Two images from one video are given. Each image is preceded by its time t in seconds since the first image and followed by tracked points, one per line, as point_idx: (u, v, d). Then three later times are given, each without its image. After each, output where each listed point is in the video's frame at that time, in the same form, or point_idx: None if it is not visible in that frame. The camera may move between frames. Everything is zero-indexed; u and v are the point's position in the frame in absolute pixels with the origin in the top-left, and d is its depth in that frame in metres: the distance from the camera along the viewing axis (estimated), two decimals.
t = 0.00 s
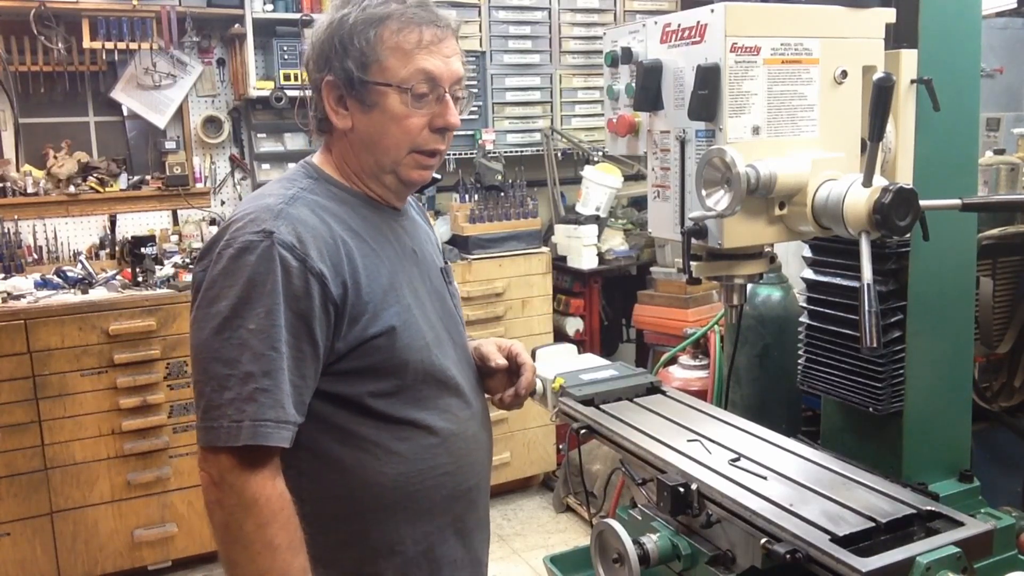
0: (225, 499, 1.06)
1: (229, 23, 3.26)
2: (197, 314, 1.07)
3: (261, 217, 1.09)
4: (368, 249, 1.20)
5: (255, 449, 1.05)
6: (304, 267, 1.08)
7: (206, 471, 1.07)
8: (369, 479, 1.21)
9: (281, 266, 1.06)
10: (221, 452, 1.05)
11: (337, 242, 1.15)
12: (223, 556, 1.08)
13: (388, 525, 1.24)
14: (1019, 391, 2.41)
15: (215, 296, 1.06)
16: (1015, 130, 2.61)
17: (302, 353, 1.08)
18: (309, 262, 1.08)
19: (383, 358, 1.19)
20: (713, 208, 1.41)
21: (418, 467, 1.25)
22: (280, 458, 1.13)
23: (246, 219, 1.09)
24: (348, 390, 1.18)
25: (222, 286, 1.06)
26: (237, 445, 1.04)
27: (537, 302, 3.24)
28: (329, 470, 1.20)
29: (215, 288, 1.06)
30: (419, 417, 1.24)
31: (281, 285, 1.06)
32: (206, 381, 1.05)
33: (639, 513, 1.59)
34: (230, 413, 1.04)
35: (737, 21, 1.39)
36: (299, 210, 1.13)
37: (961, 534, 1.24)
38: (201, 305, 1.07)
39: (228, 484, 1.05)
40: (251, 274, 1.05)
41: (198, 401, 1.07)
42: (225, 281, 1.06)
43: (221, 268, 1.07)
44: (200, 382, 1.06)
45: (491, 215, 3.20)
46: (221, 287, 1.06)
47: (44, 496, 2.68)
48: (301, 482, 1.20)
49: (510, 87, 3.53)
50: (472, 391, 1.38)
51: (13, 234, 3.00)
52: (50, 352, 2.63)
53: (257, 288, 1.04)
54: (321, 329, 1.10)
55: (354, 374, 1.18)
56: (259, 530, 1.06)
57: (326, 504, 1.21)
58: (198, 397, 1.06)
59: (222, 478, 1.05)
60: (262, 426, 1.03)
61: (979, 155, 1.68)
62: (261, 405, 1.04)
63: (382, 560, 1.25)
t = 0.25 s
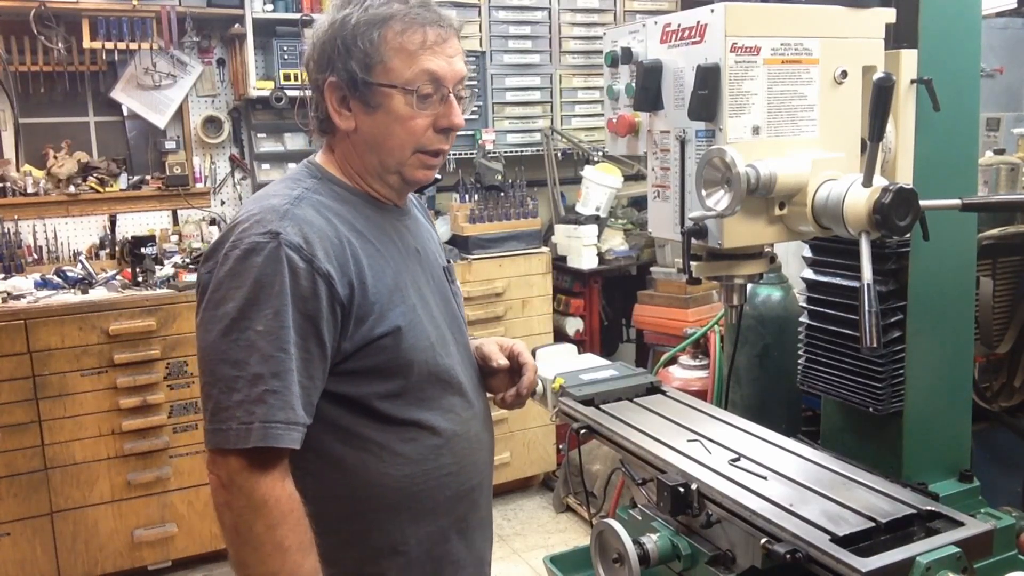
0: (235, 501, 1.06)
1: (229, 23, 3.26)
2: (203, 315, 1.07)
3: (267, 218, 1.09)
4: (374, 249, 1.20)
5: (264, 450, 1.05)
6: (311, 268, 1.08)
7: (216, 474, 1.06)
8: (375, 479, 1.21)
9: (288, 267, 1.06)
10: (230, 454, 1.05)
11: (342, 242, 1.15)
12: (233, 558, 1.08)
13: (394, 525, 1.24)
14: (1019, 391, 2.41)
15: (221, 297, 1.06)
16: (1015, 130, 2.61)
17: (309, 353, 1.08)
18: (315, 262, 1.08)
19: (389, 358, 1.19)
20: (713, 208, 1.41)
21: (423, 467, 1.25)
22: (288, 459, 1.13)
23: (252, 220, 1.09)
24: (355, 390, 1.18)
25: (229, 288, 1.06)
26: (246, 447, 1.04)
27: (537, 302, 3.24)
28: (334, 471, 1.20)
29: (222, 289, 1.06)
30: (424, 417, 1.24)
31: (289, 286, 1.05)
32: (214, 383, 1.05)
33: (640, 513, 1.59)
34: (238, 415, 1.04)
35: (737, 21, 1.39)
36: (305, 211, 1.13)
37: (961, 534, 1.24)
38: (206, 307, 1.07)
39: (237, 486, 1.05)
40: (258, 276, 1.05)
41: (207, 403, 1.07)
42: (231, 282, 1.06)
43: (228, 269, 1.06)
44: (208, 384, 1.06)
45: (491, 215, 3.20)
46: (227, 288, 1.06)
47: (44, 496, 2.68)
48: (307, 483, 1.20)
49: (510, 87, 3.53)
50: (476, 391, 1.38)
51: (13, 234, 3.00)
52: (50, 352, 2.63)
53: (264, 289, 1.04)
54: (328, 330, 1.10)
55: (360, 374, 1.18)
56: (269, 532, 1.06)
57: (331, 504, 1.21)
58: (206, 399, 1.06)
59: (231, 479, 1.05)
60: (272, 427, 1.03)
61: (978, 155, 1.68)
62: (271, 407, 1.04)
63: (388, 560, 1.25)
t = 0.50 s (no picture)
0: (240, 502, 1.06)
1: (229, 23, 3.26)
2: (207, 316, 1.07)
3: (271, 219, 1.09)
4: (377, 249, 1.20)
5: (268, 451, 1.05)
6: (316, 268, 1.08)
7: (221, 475, 1.07)
8: (378, 480, 1.21)
9: (293, 268, 1.06)
10: (234, 455, 1.05)
11: (347, 242, 1.15)
12: (238, 560, 1.08)
13: (397, 526, 1.24)
14: (1019, 391, 2.41)
15: (225, 298, 1.06)
16: (1015, 130, 2.61)
17: (314, 354, 1.08)
18: (320, 263, 1.08)
19: (393, 359, 1.19)
20: (713, 208, 1.41)
21: (426, 467, 1.25)
22: (292, 460, 1.13)
23: (257, 221, 1.09)
24: (358, 391, 1.18)
25: (233, 289, 1.06)
26: (252, 449, 1.04)
27: (537, 302, 3.24)
28: (338, 471, 1.20)
29: (226, 290, 1.06)
30: (427, 417, 1.24)
31: (294, 287, 1.05)
32: (218, 385, 1.06)
33: (640, 513, 1.59)
34: (243, 416, 1.04)
35: (737, 21, 1.39)
36: (309, 211, 1.13)
37: (961, 534, 1.24)
38: (211, 308, 1.07)
39: (242, 487, 1.05)
40: (264, 277, 1.05)
41: (211, 405, 1.07)
42: (236, 283, 1.06)
43: (232, 270, 1.06)
44: (213, 385, 1.06)
45: (492, 215, 3.20)
46: (232, 289, 1.06)
47: (44, 496, 2.68)
48: (310, 483, 1.20)
49: (510, 87, 3.53)
50: (478, 391, 1.38)
51: (13, 234, 3.00)
52: (50, 352, 2.63)
53: (269, 291, 1.04)
54: (332, 330, 1.10)
55: (364, 374, 1.18)
56: (274, 533, 1.06)
57: (335, 505, 1.21)
58: (211, 401, 1.06)
59: (235, 480, 1.05)
60: (277, 428, 1.03)
61: (978, 155, 1.67)
62: (276, 408, 1.04)
63: (392, 560, 1.25)
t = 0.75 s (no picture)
0: (241, 505, 1.06)
1: (229, 23, 3.26)
2: (208, 318, 1.07)
3: (269, 220, 1.09)
4: (376, 249, 1.20)
5: (270, 453, 1.05)
6: (315, 270, 1.08)
7: (221, 477, 1.07)
8: (379, 480, 1.21)
9: (292, 269, 1.06)
10: (235, 457, 1.05)
11: (346, 243, 1.14)
12: (239, 563, 1.08)
13: (398, 527, 1.24)
14: (1020, 391, 2.41)
15: (225, 300, 1.06)
16: (1015, 130, 2.61)
17: (314, 355, 1.08)
18: (319, 264, 1.08)
19: (393, 360, 1.18)
20: (713, 208, 1.41)
21: (427, 467, 1.25)
22: (293, 461, 1.13)
23: (255, 223, 1.09)
24: (358, 391, 1.18)
25: (232, 290, 1.06)
26: (253, 450, 1.04)
27: (537, 302, 3.24)
28: (338, 472, 1.20)
29: (225, 292, 1.06)
30: (428, 417, 1.24)
31: (293, 288, 1.05)
32: (219, 387, 1.05)
33: (639, 513, 1.59)
34: (243, 418, 1.04)
35: (737, 21, 1.39)
36: (307, 213, 1.13)
37: (960, 534, 1.24)
38: (211, 310, 1.07)
39: (243, 489, 1.05)
40: (263, 279, 1.05)
41: (211, 407, 1.07)
42: (236, 283, 1.06)
43: (231, 272, 1.06)
44: (213, 388, 1.06)
45: (491, 215, 3.20)
46: (231, 291, 1.06)
47: (44, 496, 2.68)
48: (311, 484, 1.20)
49: (510, 87, 3.53)
50: (479, 391, 1.38)
51: (13, 234, 3.01)
52: (50, 352, 2.63)
53: (268, 292, 1.04)
54: (332, 331, 1.10)
55: (365, 375, 1.18)
56: (274, 535, 1.06)
57: (335, 505, 1.21)
58: (211, 403, 1.06)
59: (237, 482, 1.06)
60: (278, 430, 1.03)
61: (979, 155, 1.67)
62: (277, 410, 1.04)
63: (393, 561, 1.25)
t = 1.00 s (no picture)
0: (248, 506, 1.06)
1: (229, 23, 3.26)
2: (211, 319, 1.07)
3: (272, 221, 1.09)
4: (379, 249, 1.20)
5: (276, 453, 1.05)
6: (318, 270, 1.08)
7: (228, 479, 1.07)
8: (383, 481, 1.21)
9: (296, 270, 1.06)
10: (242, 459, 1.05)
11: (348, 243, 1.15)
12: (247, 564, 1.08)
13: (402, 527, 1.24)
14: (1020, 391, 2.41)
15: (228, 302, 1.06)
16: (1015, 130, 2.61)
17: (318, 355, 1.08)
18: (322, 264, 1.08)
19: (397, 359, 1.18)
20: (713, 208, 1.41)
21: (431, 466, 1.25)
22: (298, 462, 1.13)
23: (257, 223, 1.09)
24: (362, 391, 1.18)
25: (236, 292, 1.06)
26: (260, 451, 1.04)
27: (537, 302, 3.24)
28: (342, 471, 1.20)
29: (228, 294, 1.06)
30: (431, 416, 1.24)
31: (297, 289, 1.06)
32: (224, 388, 1.05)
33: (639, 513, 1.59)
34: (250, 419, 1.04)
35: (737, 22, 1.39)
36: (309, 213, 1.13)
37: (961, 534, 1.24)
38: (215, 312, 1.07)
39: (251, 491, 1.05)
40: (267, 279, 1.05)
41: (216, 408, 1.07)
42: (239, 284, 1.06)
43: (234, 274, 1.06)
44: (218, 389, 1.06)
45: (492, 215, 3.20)
46: (235, 293, 1.06)
47: (44, 496, 2.68)
48: (315, 484, 1.20)
49: (510, 87, 3.53)
50: (480, 390, 1.38)
51: (13, 234, 3.01)
52: (50, 352, 2.63)
53: (272, 293, 1.04)
54: (336, 331, 1.10)
55: (369, 374, 1.18)
56: (283, 536, 1.06)
57: (340, 505, 1.21)
58: (216, 405, 1.06)
59: (243, 484, 1.05)
60: (285, 431, 1.04)
61: (979, 155, 1.67)
62: (283, 411, 1.04)
63: (397, 561, 1.26)
